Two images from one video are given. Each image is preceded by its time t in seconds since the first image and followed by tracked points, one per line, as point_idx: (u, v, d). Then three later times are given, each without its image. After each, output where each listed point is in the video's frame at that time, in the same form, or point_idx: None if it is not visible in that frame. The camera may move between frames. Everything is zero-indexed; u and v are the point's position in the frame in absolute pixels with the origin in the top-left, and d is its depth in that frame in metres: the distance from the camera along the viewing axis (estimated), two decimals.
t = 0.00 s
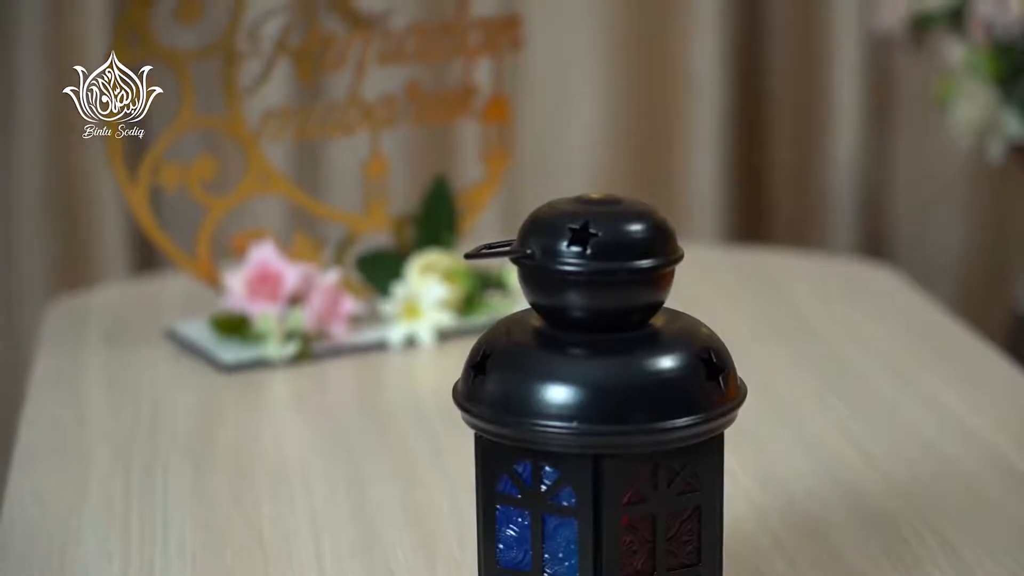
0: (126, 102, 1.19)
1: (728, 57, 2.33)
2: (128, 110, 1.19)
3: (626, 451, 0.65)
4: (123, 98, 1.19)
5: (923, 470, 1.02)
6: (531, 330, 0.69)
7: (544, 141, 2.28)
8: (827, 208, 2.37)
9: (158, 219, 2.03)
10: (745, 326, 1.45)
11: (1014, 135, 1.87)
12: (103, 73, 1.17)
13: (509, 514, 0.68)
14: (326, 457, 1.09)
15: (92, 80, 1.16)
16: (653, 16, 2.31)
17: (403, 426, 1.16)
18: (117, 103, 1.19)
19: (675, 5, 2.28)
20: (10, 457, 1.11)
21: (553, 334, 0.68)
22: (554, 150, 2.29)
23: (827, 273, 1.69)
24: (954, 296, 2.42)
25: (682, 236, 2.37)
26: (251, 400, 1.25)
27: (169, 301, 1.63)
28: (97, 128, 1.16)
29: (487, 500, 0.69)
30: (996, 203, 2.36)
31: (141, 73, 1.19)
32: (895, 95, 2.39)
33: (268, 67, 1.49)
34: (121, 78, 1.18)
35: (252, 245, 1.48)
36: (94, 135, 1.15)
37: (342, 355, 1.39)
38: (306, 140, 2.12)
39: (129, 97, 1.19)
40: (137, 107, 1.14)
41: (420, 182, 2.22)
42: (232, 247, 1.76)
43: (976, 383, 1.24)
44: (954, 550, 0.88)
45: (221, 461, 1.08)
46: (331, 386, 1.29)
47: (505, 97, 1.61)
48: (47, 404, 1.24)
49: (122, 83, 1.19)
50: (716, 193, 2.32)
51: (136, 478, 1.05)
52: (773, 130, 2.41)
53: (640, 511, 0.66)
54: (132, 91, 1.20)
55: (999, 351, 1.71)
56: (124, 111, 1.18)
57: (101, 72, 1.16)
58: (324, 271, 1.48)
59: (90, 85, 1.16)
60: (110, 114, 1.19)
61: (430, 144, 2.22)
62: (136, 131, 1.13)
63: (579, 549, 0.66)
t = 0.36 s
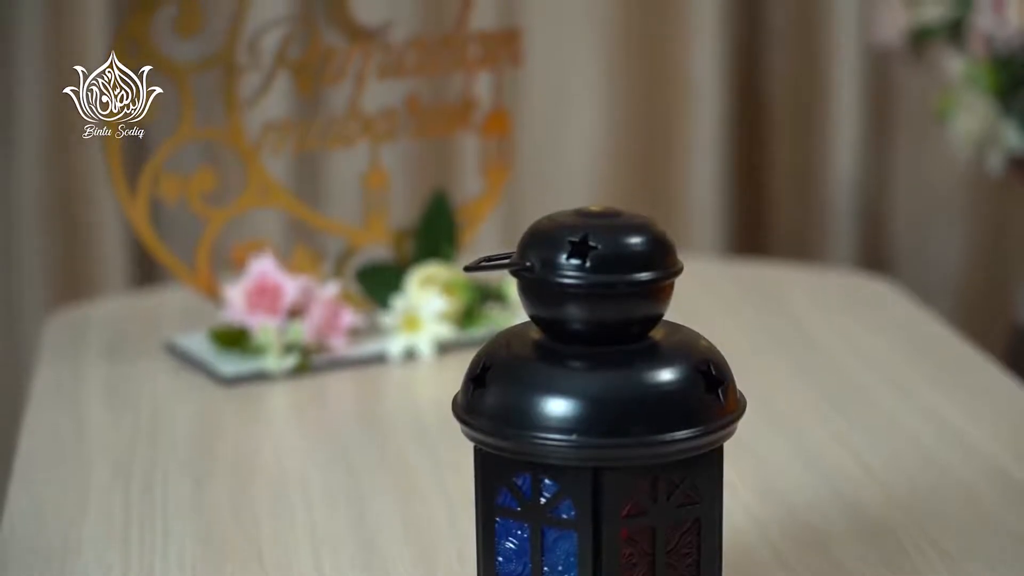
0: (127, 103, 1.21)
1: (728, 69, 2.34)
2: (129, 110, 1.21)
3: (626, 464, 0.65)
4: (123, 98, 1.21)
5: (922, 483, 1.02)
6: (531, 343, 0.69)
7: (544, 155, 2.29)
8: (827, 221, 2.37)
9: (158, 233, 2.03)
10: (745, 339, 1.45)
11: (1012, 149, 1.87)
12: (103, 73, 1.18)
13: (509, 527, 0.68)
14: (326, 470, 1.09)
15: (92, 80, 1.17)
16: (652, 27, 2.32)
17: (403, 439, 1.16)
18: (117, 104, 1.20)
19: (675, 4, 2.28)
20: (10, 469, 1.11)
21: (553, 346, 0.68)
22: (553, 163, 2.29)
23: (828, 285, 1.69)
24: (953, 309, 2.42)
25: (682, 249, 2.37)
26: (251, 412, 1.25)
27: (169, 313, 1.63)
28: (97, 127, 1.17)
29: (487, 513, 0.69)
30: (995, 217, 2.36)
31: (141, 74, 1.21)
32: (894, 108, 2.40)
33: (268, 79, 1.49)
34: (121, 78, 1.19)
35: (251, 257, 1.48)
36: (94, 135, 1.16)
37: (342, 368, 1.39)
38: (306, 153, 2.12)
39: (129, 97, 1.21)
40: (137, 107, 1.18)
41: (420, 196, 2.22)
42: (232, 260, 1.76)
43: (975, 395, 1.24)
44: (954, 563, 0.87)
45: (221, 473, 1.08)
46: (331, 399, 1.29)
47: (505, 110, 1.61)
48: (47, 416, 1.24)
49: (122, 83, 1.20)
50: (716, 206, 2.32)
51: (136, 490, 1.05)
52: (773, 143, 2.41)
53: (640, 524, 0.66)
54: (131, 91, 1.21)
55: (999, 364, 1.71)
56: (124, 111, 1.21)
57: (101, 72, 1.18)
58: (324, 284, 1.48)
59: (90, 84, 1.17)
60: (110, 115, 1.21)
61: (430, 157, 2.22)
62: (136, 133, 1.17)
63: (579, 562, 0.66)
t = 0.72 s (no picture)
0: (126, 102, 1.19)
1: (728, 79, 2.34)
2: (128, 111, 1.19)
3: (626, 475, 0.65)
4: (123, 97, 1.19)
5: (923, 495, 1.02)
6: (531, 355, 0.69)
7: (544, 166, 2.29)
8: (827, 232, 2.37)
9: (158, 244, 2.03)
10: (746, 350, 1.45)
11: (1014, 160, 1.87)
12: (103, 73, 1.17)
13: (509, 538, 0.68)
14: (326, 482, 1.08)
15: (92, 80, 1.16)
16: (652, 37, 2.31)
17: (404, 451, 1.16)
18: (117, 104, 1.19)
19: (674, 5, 2.28)
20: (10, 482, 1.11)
21: (553, 358, 0.68)
22: (554, 173, 2.29)
23: (828, 297, 1.69)
24: (954, 320, 2.42)
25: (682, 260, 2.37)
26: (251, 424, 1.25)
27: (169, 324, 1.63)
28: (97, 128, 1.16)
29: (487, 524, 0.69)
30: (995, 228, 2.36)
31: (142, 74, 1.20)
32: (894, 119, 2.40)
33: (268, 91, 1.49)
34: (121, 78, 1.18)
35: (252, 269, 1.48)
36: (94, 135, 1.16)
37: (342, 380, 1.39)
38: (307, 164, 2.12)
39: (129, 97, 1.19)
40: (137, 106, 1.17)
41: (420, 208, 2.22)
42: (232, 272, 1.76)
43: (976, 407, 1.24)
44: None
45: (221, 485, 1.08)
46: (331, 411, 1.29)
47: (504, 121, 1.61)
48: (47, 428, 1.24)
49: (122, 83, 1.19)
50: (716, 217, 2.32)
51: (136, 502, 1.05)
52: (773, 154, 2.41)
53: (640, 535, 0.66)
54: (132, 91, 1.20)
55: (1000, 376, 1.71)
56: (124, 111, 1.19)
57: (101, 72, 1.17)
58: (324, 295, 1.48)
59: (90, 84, 1.16)
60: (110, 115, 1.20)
61: (430, 168, 2.22)
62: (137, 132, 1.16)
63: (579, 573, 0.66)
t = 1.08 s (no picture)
0: (126, 103, 1.20)
1: (727, 94, 2.35)
2: (128, 111, 1.20)
3: (626, 490, 0.65)
4: (124, 97, 1.20)
5: (922, 509, 1.02)
6: (532, 369, 0.69)
7: (544, 182, 2.30)
8: (828, 248, 2.38)
9: (159, 259, 2.04)
10: (745, 365, 1.45)
11: (1012, 174, 1.87)
12: (103, 73, 1.18)
13: (509, 554, 0.68)
14: (327, 496, 1.08)
15: (92, 80, 1.17)
16: (652, 37, 2.31)
17: (404, 466, 1.16)
18: (117, 104, 1.20)
19: (675, 4, 2.28)
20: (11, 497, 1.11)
21: (553, 373, 0.68)
22: (553, 189, 2.30)
23: (827, 312, 1.69)
24: (954, 335, 2.42)
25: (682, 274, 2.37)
26: (251, 438, 1.25)
27: (170, 339, 1.63)
28: (97, 126, 1.19)
29: (487, 539, 0.69)
30: (995, 242, 2.36)
31: (142, 74, 1.20)
32: (894, 134, 2.40)
33: (268, 107, 1.49)
34: (122, 78, 1.19)
35: (252, 284, 1.48)
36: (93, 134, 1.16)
37: (342, 395, 1.39)
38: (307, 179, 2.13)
39: (129, 97, 1.20)
40: (137, 107, 1.18)
41: (421, 223, 2.22)
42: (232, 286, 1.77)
43: (975, 422, 1.24)
44: None
45: (222, 500, 1.08)
46: (331, 426, 1.29)
47: (505, 135, 1.61)
48: (47, 444, 1.24)
49: (122, 83, 1.19)
50: (715, 230, 2.33)
51: (137, 516, 1.05)
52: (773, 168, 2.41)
53: (640, 551, 0.66)
54: (132, 91, 1.20)
55: (999, 391, 1.71)
56: (125, 112, 1.20)
57: (101, 72, 1.17)
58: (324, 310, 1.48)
59: (90, 85, 1.17)
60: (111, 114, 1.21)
61: (431, 183, 2.23)
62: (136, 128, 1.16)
63: None
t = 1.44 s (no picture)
0: (126, 102, 1.20)
1: (727, 109, 2.35)
2: (128, 111, 1.20)
3: (626, 506, 0.65)
4: (123, 97, 1.21)
5: (923, 527, 1.02)
6: (532, 386, 0.69)
7: (544, 197, 2.30)
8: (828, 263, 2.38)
9: (158, 275, 2.04)
10: (745, 381, 1.45)
11: (1013, 191, 1.87)
12: (103, 73, 1.18)
13: (509, 570, 0.68)
14: (327, 513, 1.08)
15: (92, 81, 1.17)
16: (652, 37, 2.32)
17: (404, 483, 1.16)
18: (117, 103, 1.21)
19: (674, 4, 2.28)
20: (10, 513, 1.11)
21: (553, 389, 0.68)
22: (553, 205, 2.30)
23: (827, 328, 1.69)
24: (954, 350, 2.42)
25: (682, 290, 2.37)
26: (251, 454, 1.25)
27: (170, 354, 1.63)
28: (97, 127, 1.18)
29: (487, 555, 0.69)
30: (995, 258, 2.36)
31: (142, 74, 1.21)
32: (893, 150, 2.40)
33: (268, 122, 1.50)
34: (122, 77, 1.19)
35: (252, 300, 1.48)
36: (94, 135, 1.17)
37: (342, 410, 1.39)
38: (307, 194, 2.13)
39: (129, 97, 1.21)
40: (137, 107, 1.19)
41: (420, 239, 2.23)
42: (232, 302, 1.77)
43: (976, 439, 1.24)
44: None
45: (222, 517, 1.08)
46: (331, 442, 1.29)
47: (504, 151, 1.62)
48: (46, 459, 1.23)
49: (122, 83, 1.20)
50: (715, 245, 2.33)
51: (137, 532, 1.05)
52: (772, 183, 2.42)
53: (641, 567, 0.66)
54: (132, 90, 1.21)
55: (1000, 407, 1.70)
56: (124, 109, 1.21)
57: (101, 72, 1.17)
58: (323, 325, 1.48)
59: (90, 85, 1.17)
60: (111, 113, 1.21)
61: (431, 198, 2.23)
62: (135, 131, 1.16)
63: None
